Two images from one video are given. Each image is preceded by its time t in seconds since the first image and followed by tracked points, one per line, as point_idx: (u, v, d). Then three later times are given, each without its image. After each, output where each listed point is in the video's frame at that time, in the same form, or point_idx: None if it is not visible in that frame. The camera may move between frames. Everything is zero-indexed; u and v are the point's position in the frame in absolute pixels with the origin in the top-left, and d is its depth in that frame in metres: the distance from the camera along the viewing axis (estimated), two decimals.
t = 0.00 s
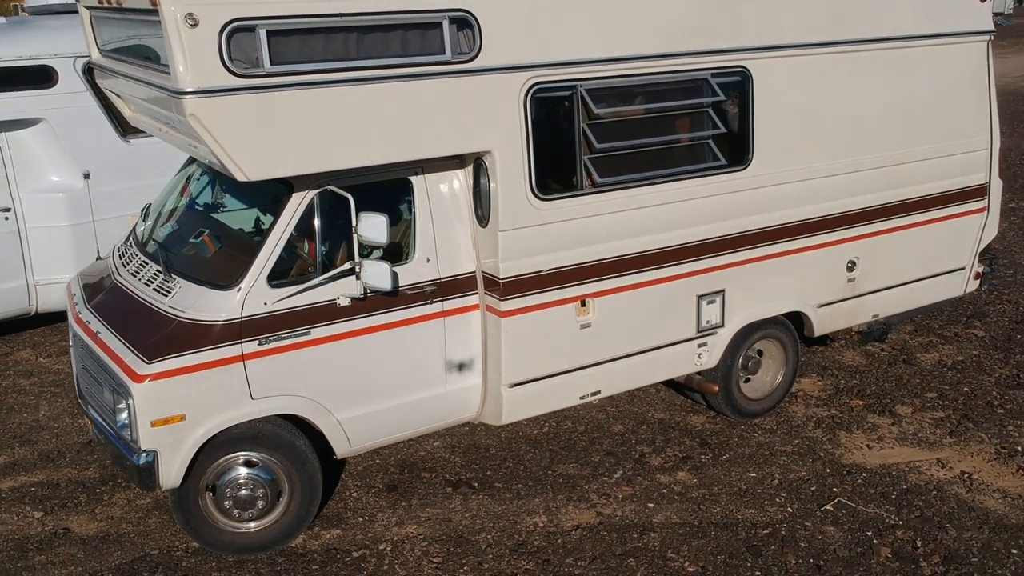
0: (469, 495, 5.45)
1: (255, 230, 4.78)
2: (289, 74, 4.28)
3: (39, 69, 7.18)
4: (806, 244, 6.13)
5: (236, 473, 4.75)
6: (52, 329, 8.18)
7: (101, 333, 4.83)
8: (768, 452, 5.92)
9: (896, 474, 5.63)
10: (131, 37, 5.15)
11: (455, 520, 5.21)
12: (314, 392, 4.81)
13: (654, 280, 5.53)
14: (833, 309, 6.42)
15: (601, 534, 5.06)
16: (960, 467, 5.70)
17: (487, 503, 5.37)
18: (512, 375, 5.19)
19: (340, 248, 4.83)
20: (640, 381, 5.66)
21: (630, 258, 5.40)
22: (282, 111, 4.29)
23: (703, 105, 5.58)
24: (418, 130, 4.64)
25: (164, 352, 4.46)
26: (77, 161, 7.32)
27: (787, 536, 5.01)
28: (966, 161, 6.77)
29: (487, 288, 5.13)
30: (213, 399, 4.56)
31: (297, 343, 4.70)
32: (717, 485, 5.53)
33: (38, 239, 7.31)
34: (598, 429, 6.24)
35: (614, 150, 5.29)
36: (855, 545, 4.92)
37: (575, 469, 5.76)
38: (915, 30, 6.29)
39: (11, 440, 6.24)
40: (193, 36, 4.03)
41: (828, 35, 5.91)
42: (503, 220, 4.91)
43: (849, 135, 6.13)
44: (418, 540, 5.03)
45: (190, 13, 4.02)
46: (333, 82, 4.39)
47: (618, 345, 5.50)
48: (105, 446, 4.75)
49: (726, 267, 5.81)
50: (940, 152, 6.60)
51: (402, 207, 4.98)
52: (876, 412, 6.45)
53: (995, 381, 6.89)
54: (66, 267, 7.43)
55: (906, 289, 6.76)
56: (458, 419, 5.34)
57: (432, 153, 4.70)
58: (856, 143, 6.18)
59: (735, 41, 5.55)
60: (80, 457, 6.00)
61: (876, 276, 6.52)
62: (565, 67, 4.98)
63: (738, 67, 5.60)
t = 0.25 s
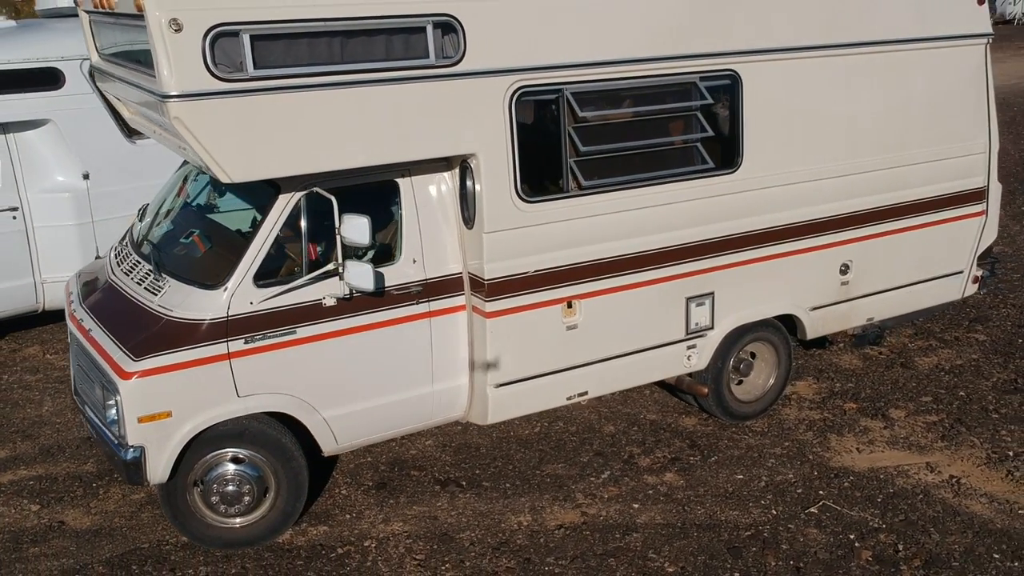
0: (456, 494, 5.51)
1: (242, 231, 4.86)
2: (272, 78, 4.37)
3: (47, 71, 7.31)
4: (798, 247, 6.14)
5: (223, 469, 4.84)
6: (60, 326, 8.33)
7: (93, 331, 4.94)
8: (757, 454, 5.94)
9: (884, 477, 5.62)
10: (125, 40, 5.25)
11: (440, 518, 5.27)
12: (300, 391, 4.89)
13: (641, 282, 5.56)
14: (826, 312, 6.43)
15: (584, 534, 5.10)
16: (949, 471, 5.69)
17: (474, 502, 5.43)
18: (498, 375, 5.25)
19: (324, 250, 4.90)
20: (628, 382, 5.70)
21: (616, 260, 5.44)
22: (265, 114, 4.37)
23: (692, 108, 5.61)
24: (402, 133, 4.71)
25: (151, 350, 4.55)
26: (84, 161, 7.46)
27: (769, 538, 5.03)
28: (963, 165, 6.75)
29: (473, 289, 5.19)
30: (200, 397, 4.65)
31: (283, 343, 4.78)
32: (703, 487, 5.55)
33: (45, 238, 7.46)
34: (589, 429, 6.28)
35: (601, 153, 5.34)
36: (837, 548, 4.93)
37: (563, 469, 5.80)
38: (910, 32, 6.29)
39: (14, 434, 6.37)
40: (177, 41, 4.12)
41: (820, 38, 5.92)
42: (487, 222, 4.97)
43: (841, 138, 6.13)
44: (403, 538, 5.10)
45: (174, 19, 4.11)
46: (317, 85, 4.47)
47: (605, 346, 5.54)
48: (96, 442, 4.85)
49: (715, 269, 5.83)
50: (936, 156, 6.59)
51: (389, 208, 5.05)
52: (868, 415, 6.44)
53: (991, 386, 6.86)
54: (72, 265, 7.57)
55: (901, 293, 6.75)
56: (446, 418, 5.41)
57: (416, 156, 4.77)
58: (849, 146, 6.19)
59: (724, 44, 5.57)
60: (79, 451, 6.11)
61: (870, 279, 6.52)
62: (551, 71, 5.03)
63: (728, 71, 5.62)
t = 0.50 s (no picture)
0: (445, 493, 5.56)
1: (231, 232, 4.93)
2: (259, 82, 4.43)
3: (52, 73, 7.44)
4: (790, 250, 6.14)
5: (212, 466, 4.92)
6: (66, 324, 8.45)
7: (86, 329, 5.03)
8: (747, 456, 5.95)
9: (873, 480, 5.63)
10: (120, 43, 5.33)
11: (428, 517, 5.33)
12: (288, 390, 4.96)
13: (630, 284, 5.59)
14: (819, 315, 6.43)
15: (569, 533, 5.14)
16: (939, 475, 5.68)
17: (462, 501, 5.48)
18: (485, 375, 5.29)
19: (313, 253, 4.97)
20: (617, 383, 5.73)
21: (605, 262, 5.47)
22: (252, 118, 4.44)
23: (682, 111, 5.63)
24: (388, 136, 4.77)
25: (141, 349, 4.64)
26: (88, 162, 7.60)
27: (753, 540, 5.05)
28: (959, 168, 6.73)
29: (461, 290, 5.24)
30: (189, 395, 4.73)
31: (271, 342, 4.85)
32: (691, 489, 5.58)
33: (51, 237, 7.59)
34: (582, 430, 6.32)
35: (590, 156, 5.37)
36: (820, 550, 4.95)
37: (553, 469, 5.84)
38: (905, 35, 6.28)
39: (16, 430, 6.49)
40: (163, 46, 4.20)
41: (813, 41, 5.93)
42: (474, 224, 5.01)
43: (835, 142, 6.14)
44: (389, 536, 5.16)
45: (161, 23, 4.18)
46: (303, 89, 4.53)
47: (593, 348, 5.58)
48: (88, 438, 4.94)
49: (706, 272, 5.85)
50: (932, 158, 6.58)
51: (377, 210, 5.11)
52: (862, 418, 6.44)
53: (988, 390, 6.84)
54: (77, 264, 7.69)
55: (897, 296, 6.74)
56: (435, 418, 5.46)
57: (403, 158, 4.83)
58: (842, 149, 6.19)
59: (715, 47, 5.59)
60: (78, 448, 6.22)
61: (865, 282, 6.51)
62: (538, 75, 5.08)
63: (719, 74, 5.64)
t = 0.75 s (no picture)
0: (432, 493, 5.62)
1: (219, 234, 5.01)
2: (242, 87, 4.50)
3: (58, 76, 7.57)
4: (781, 254, 6.14)
5: (198, 464, 5.00)
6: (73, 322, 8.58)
7: (77, 328, 5.13)
8: (735, 459, 5.96)
9: (859, 485, 5.62)
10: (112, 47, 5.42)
11: (413, 517, 5.39)
12: (274, 389, 5.03)
13: (617, 287, 5.62)
14: (812, 319, 6.42)
15: (551, 534, 5.17)
16: (927, 480, 5.66)
17: (448, 501, 5.53)
18: (470, 377, 5.34)
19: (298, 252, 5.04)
20: (605, 385, 5.76)
21: (591, 266, 5.51)
22: (235, 121, 4.52)
23: (670, 115, 5.65)
24: (372, 140, 4.83)
25: (127, 348, 4.73)
26: (93, 164, 7.74)
27: (734, 544, 5.06)
28: (956, 172, 6.70)
29: (446, 292, 5.29)
30: (175, 393, 4.82)
31: (256, 342, 4.93)
32: (676, 491, 5.60)
33: (56, 237, 7.72)
34: (572, 432, 6.35)
35: (575, 160, 5.41)
36: (800, 555, 4.95)
37: (540, 470, 5.88)
38: (899, 39, 6.26)
39: (17, 426, 6.61)
40: (147, 52, 4.28)
41: (804, 45, 5.93)
42: (458, 227, 5.06)
43: (826, 146, 6.13)
44: (373, 535, 5.22)
45: (145, 29, 4.27)
46: (286, 93, 4.60)
47: (580, 350, 5.61)
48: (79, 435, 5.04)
49: (695, 275, 5.87)
50: (928, 163, 6.55)
51: (363, 212, 5.17)
52: (853, 423, 6.43)
53: (983, 396, 6.81)
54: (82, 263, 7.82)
55: (892, 300, 6.72)
56: (423, 418, 5.51)
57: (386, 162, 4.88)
58: (835, 153, 6.18)
59: (703, 51, 5.61)
60: (76, 444, 6.33)
61: (858, 287, 6.50)
62: (523, 79, 5.12)
63: (707, 78, 5.65)
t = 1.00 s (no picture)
0: (419, 494, 5.66)
1: (206, 235, 5.08)
2: (227, 91, 4.56)
3: (61, 79, 7.68)
4: (772, 258, 6.13)
5: (185, 463, 5.06)
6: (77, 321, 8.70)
7: (68, 327, 5.21)
8: (723, 463, 5.97)
9: (846, 490, 5.61)
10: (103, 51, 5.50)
11: (399, 517, 5.43)
12: (259, 389, 5.09)
13: (604, 290, 5.64)
14: (803, 323, 6.42)
15: (534, 536, 5.20)
16: (915, 486, 5.65)
17: (434, 501, 5.57)
18: (456, 378, 5.38)
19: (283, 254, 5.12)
20: (592, 388, 5.79)
21: (578, 269, 5.53)
22: (220, 125, 4.57)
23: (657, 119, 5.67)
24: (357, 143, 4.88)
25: (114, 348, 4.80)
26: (96, 165, 7.85)
27: (716, 547, 5.07)
28: (953, 176, 6.65)
29: (432, 295, 5.33)
30: (161, 393, 4.88)
31: (242, 343, 4.99)
32: (662, 494, 5.61)
33: (60, 237, 7.84)
34: (562, 434, 6.38)
35: (562, 163, 5.44)
36: (781, 559, 4.96)
37: (528, 472, 5.91)
38: (892, 43, 6.24)
39: (16, 424, 6.71)
40: (132, 57, 4.34)
41: (794, 49, 5.92)
42: (443, 230, 5.10)
43: (819, 149, 6.11)
44: (359, 534, 5.27)
45: (129, 34, 4.33)
46: (270, 97, 4.65)
47: (567, 352, 5.64)
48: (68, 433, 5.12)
49: (683, 279, 5.88)
50: (924, 167, 6.50)
51: (350, 214, 5.22)
52: (845, 427, 6.42)
53: (978, 401, 6.77)
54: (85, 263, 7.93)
55: (887, 305, 6.68)
56: (410, 420, 5.56)
57: (371, 165, 4.94)
58: (827, 157, 6.16)
59: (691, 55, 5.63)
60: (73, 441, 6.42)
61: (850, 291, 6.48)
62: (508, 83, 5.16)
63: (695, 82, 5.67)
